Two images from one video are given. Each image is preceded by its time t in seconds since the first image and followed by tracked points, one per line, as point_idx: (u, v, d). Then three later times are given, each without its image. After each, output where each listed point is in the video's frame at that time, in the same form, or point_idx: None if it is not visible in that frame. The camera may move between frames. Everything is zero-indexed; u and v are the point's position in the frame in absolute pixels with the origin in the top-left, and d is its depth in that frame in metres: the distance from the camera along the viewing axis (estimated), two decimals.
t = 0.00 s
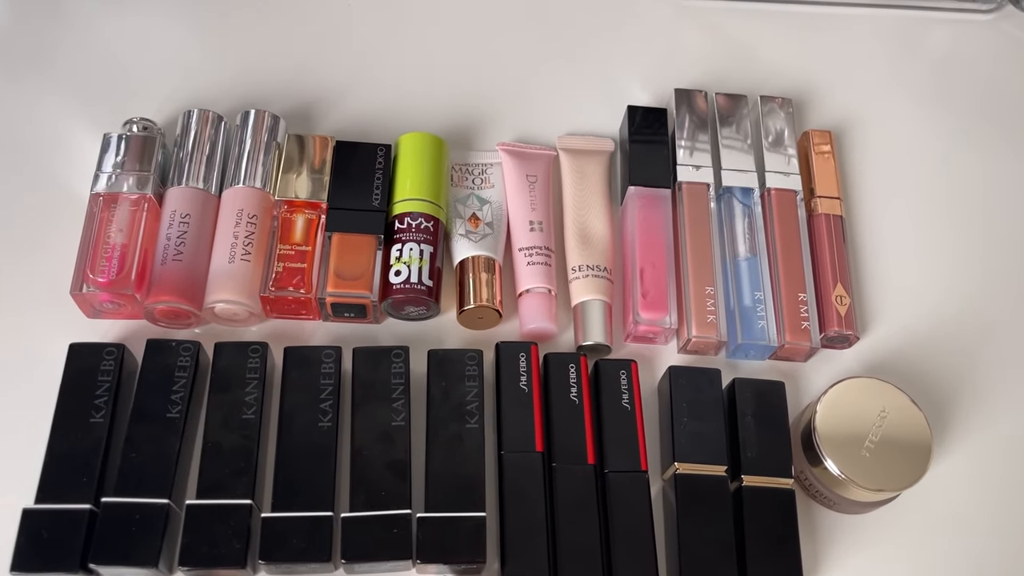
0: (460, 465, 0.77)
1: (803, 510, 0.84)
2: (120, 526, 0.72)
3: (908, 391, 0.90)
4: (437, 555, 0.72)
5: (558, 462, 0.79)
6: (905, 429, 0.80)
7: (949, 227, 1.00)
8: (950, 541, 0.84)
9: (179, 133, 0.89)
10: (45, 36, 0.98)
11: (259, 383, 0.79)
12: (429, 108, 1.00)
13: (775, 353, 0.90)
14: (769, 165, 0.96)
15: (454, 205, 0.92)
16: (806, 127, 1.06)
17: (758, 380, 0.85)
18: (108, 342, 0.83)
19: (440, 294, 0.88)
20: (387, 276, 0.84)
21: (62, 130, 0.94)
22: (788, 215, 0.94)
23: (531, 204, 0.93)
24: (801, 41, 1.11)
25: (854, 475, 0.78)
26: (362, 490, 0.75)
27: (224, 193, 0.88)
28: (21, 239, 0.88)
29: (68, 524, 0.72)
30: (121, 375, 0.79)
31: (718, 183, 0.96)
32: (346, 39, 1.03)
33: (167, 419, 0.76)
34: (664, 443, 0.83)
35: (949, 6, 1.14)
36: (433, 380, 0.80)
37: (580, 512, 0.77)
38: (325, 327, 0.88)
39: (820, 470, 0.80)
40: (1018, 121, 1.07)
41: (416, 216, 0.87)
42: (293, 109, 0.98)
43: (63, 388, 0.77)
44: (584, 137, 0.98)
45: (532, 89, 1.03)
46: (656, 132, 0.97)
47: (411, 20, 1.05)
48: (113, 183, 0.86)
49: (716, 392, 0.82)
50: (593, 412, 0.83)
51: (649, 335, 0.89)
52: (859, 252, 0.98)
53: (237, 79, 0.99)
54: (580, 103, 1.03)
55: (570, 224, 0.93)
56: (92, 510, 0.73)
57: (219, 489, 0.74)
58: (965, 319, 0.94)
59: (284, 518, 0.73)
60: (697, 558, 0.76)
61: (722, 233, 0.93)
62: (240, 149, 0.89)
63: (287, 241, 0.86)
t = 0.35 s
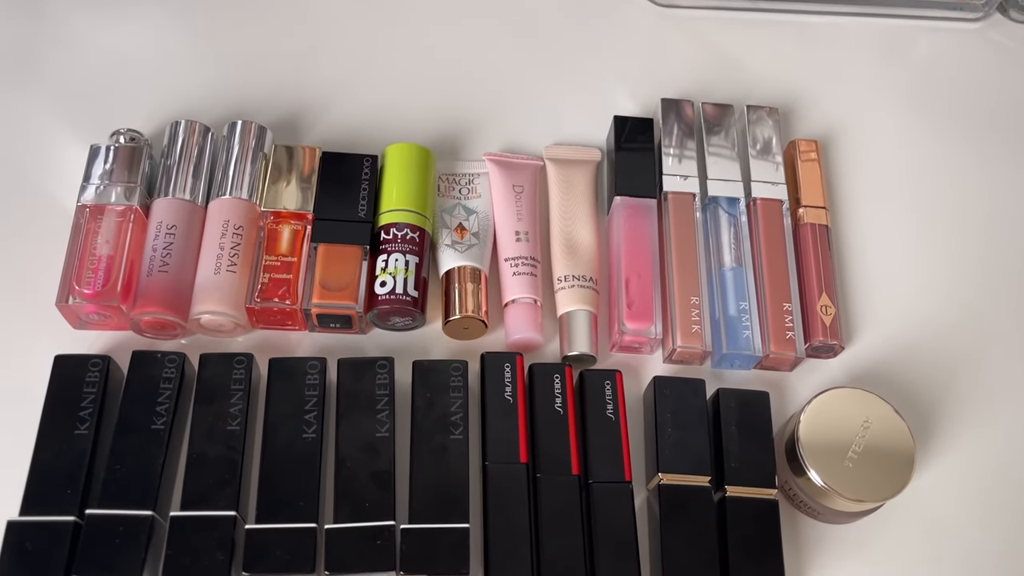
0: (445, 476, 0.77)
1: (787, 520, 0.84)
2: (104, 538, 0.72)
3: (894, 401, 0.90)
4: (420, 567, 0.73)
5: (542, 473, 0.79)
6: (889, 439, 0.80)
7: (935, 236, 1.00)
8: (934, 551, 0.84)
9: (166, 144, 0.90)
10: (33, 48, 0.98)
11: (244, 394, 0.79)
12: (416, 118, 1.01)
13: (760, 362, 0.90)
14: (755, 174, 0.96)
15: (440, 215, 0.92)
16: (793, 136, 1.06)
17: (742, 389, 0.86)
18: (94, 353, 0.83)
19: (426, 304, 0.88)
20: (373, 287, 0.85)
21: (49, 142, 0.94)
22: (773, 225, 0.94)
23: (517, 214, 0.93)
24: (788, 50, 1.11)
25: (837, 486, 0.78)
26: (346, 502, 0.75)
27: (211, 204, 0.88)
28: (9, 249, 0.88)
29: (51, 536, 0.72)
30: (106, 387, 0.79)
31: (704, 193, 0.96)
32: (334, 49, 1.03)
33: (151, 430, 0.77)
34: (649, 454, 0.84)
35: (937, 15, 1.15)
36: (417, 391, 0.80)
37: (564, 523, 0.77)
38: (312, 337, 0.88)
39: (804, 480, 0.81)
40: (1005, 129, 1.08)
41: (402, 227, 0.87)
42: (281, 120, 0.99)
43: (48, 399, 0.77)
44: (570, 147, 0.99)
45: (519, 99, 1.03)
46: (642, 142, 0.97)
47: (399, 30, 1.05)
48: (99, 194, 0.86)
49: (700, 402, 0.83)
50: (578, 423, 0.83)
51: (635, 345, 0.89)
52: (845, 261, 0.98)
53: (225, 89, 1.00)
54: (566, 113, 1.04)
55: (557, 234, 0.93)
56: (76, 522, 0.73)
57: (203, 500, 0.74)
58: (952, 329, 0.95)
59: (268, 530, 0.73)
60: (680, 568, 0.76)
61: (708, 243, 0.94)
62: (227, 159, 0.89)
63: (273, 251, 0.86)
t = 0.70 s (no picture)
0: (450, 488, 0.77)
1: (789, 529, 0.85)
2: (113, 551, 0.72)
3: (895, 409, 0.91)
4: None
5: (546, 483, 0.80)
6: (891, 449, 0.81)
7: (936, 244, 1.01)
8: (935, 559, 0.84)
9: (170, 157, 0.90)
10: (38, 62, 0.99)
11: (250, 407, 0.80)
12: (419, 130, 1.01)
13: (762, 372, 0.91)
14: (756, 184, 0.97)
15: (444, 226, 0.93)
16: (794, 145, 1.07)
17: (745, 399, 0.86)
18: (100, 367, 0.84)
19: (430, 316, 0.89)
20: (377, 299, 0.85)
21: (55, 155, 0.94)
22: (775, 234, 0.95)
23: (520, 225, 0.94)
24: (788, 59, 1.12)
25: (839, 495, 0.79)
26: (352, 514, 0.75)
27: (216, 217, 0.89)
28: (12, 261, 0.89)
29: (60, 550, 0.72)
30: (113, 400, 0.79)
31: (706, 203, 0.97)
32: (337, 62, 1.04)
33: (158, 443, 0.77)
34: (652, 463, 0.84)
35: (936, 23, 1.16)
36: (422, 403, 0.81)
37: (569, 534, 0.78)
38: (317, 349, 0.89)
39: (806, 490, 0.81)
40: (1004, 137, 1.08)
41: (406, 239, 0.88)
42: (285, 132, 0.99)
43: (56, 413, 0.78)
44: (573, 158, 0.99)
45: (521, 109, 1.04)
46: (644, 152, 0.98)
47: (401, 41, 1.06)
48: (105, 207, 0.87)
49: (703, 412, 0.83)
50: (582, 433, 0.83)
51: (637, 355, 0.90)
52: (847, 269, 0.99)
53: (229, 102, 1.00)
54: (568, 123, 1.04)
55: (559, 244, 0.94)
56: (85, 535, 0.74)
57: (210, 513, 0.75)
58: (953, 337, 0.95)
59: (275, 542, 0.74)
60: None
61: (709, 253, 0.94)
62: (231, 172, 0.90)
63: (278, 264, 0.86)
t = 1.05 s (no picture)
0: (455, 484, 0.77)
1: (796, 523, 0.84)
2: (116, 549, 0.72)
3: (901, 402, 0.91)
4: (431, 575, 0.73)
5: (552, 479, 0.79)
6: (898, 442, 0.80)
7: (940, 236, 1.00)
8: (942, 552, 0.84)
9: (170, 152, 0.89)
10: (35, 58, 0.98)
11: (253, 404, 0.79)
12: (420, 124, 1.01)
13: (767, 365, 0.90)
14: (760, 177, 0.96)
15: (446, 221, 0.92)
16: (797, 137, 1.06)
17: (750, 393, 0.86)
18: (102, 364, 0.83)
19: (433, 311, 0.88)
20: (380, 294, 0.85)
21: (53, 152, 0.94)
22: (779, 227, 0.94)
23: (523, 219, 0.93)
24: (791, 51, 1.11)
25: (845, 489, 0.78)
26: (356, 510, 0.75)
27: (217, 213, 0.88)
28: (12, 258, 0.88)
29: (63, 550, 0.72)
30: (115, 398, 0.79)
31: (710, 197, 0.96)
32: (337, 56, 1.03)
33: (161, 441, 0.77)
34: (657, 458, 0.84)
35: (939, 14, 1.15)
36: (426, 399, 0.80)
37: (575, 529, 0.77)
38: (319, 345, 0.88)
39: (812, 483, 0.81)
40: (1008, 128, 1.08)
41: (409, 234, 0.87)
42: (285, 127, 0.99)
43: (57, 411, 0.77)
44: (575, 151, 0.99)
45: (523, 103, 1.03)
46: (646, 145, 0.97)
47: (401, 35, 1.05)
48: (104, 204, 0.86)
49: (709, 406, 0.83)
50: (587, 428, 0.83)
51: (642, 349, 0.89)
52: (851, 262, 0.98)
53: (228, 97, 0.99)
54: (571, 117, 1.04)
55: (563, 238, 0.93)
56: (88, 534, 0.73)
57: (214, 510, 0.74)
58: (958, 329, 0.95)
59: (279, 540, 0.73)
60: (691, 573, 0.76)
61: (713, 246, 0.94)
62: (232, 167, 0.89)
63: (279, 260, 0.86)
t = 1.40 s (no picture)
0: (444, 498, 0.75)
1: (792, 533, 0.83)
2: (97, 569, 0.70)
3: (898, 409, 0.89)
4: None
5: (543, 491, 0.77)
6: (896, 451, 0.79)
7: (939, 238, 0.99)
8: (940, 561, 0.83)
9: (151, 157, 0.87)
10: (13, 59, 0.96)
11: (236, 417, 0.77)
12: (408, 126, 0.98)
13: (763, 372, 0.88)
14: (755, 178, 0.94)
15: (435, 226, 0.90)
16: (793, 137, 1.04)
17: (746, 401, 0.84)
18: (81, 377, 0.81)
19: (422, 319, 0.86)
20: (367, 303, 0.83)
21: (31, 157, 0.91)
22: (775, 230, 0.92)
23: (513, 223, 0.91)
24: (786, 48, 1.09)
25: (842, 500, 0.77)
26: (343, 526, 0.73)
27: (199, 219, 0.86)
28: None
29: (42, 569, 0.70)
30: (95, 412, 0.77)
31: (704, 199, 0.94)
32: (322, 56, 1.01)
33: (142, 456, 0.75)
34: (651, 468, 0.82)
35: (937, 9, 1.13)
36: (414, 410, 0.79)
37: (567, 543, 0.75)
38: (306, 354, 0.86)
39: (809, 494, 0.79)
40: (1007, 126, 1.06)
41: (397, 240, 0.85)
42: (269, 130, 0.96)
43: (35, 426, 0.75)
44: (567, 153, 0.97)
45: (513, 103, 1.01)
46: (639, 146, 0.95)
47: (388, 34, 1.03)
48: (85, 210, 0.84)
49: (704, 415, 0.81)
50: (579, 439, 0.81)
51: (635, 356, 0.87)
52: (848, 265, 0.96)
53: (211, 99, 0.97)
54: (562, 118, 1.01)
55: (554, 243, 0.91)
56: (68, 552, 0.71)
57: (197, 527, 0.72)
58: (958, 333, 0.93)
59: (264, 557, 0.72)
60: None
61: (708, 250, 0.92)
62: (215, 172, 0.87)
63: (264, 268, 0.84)
